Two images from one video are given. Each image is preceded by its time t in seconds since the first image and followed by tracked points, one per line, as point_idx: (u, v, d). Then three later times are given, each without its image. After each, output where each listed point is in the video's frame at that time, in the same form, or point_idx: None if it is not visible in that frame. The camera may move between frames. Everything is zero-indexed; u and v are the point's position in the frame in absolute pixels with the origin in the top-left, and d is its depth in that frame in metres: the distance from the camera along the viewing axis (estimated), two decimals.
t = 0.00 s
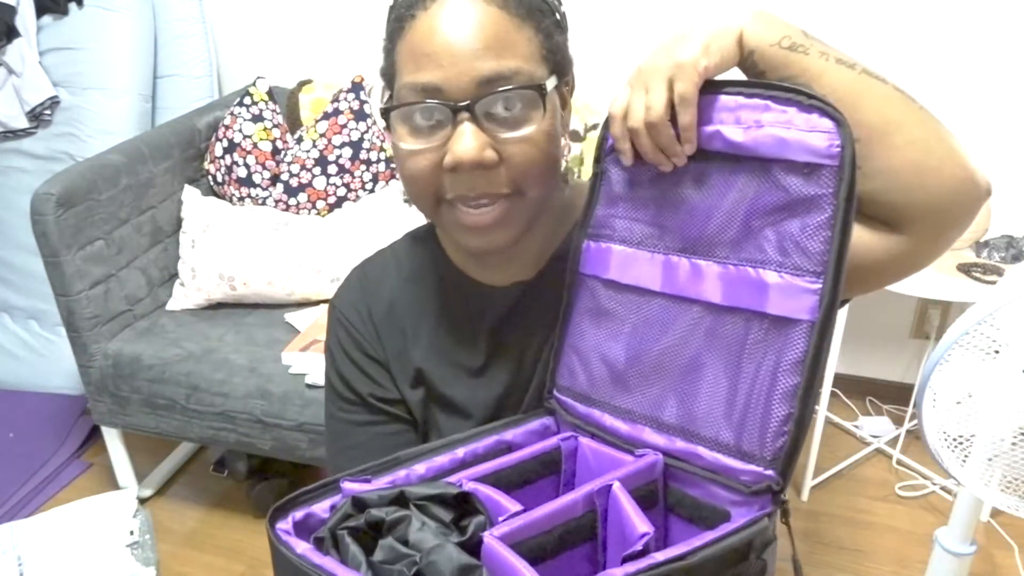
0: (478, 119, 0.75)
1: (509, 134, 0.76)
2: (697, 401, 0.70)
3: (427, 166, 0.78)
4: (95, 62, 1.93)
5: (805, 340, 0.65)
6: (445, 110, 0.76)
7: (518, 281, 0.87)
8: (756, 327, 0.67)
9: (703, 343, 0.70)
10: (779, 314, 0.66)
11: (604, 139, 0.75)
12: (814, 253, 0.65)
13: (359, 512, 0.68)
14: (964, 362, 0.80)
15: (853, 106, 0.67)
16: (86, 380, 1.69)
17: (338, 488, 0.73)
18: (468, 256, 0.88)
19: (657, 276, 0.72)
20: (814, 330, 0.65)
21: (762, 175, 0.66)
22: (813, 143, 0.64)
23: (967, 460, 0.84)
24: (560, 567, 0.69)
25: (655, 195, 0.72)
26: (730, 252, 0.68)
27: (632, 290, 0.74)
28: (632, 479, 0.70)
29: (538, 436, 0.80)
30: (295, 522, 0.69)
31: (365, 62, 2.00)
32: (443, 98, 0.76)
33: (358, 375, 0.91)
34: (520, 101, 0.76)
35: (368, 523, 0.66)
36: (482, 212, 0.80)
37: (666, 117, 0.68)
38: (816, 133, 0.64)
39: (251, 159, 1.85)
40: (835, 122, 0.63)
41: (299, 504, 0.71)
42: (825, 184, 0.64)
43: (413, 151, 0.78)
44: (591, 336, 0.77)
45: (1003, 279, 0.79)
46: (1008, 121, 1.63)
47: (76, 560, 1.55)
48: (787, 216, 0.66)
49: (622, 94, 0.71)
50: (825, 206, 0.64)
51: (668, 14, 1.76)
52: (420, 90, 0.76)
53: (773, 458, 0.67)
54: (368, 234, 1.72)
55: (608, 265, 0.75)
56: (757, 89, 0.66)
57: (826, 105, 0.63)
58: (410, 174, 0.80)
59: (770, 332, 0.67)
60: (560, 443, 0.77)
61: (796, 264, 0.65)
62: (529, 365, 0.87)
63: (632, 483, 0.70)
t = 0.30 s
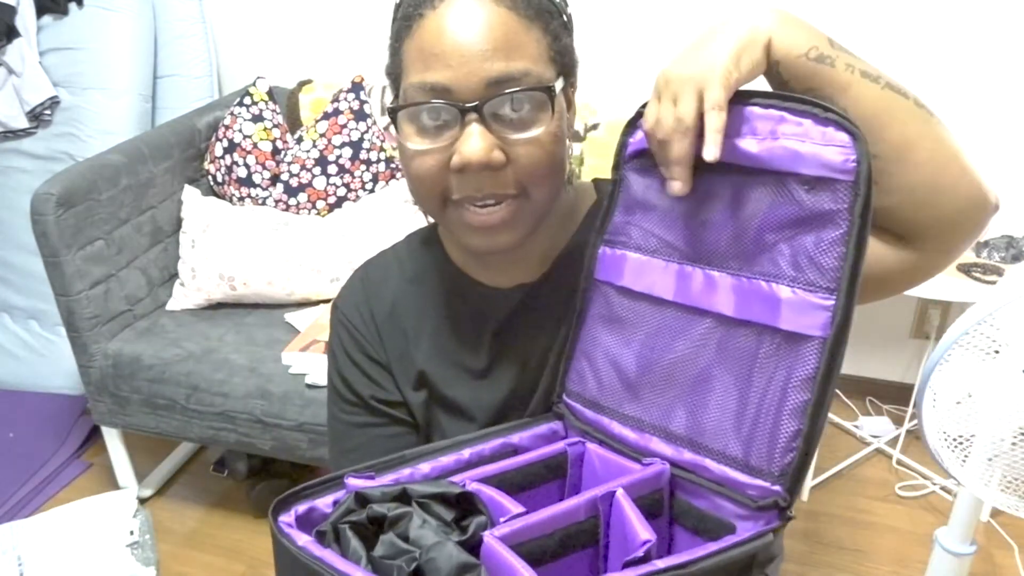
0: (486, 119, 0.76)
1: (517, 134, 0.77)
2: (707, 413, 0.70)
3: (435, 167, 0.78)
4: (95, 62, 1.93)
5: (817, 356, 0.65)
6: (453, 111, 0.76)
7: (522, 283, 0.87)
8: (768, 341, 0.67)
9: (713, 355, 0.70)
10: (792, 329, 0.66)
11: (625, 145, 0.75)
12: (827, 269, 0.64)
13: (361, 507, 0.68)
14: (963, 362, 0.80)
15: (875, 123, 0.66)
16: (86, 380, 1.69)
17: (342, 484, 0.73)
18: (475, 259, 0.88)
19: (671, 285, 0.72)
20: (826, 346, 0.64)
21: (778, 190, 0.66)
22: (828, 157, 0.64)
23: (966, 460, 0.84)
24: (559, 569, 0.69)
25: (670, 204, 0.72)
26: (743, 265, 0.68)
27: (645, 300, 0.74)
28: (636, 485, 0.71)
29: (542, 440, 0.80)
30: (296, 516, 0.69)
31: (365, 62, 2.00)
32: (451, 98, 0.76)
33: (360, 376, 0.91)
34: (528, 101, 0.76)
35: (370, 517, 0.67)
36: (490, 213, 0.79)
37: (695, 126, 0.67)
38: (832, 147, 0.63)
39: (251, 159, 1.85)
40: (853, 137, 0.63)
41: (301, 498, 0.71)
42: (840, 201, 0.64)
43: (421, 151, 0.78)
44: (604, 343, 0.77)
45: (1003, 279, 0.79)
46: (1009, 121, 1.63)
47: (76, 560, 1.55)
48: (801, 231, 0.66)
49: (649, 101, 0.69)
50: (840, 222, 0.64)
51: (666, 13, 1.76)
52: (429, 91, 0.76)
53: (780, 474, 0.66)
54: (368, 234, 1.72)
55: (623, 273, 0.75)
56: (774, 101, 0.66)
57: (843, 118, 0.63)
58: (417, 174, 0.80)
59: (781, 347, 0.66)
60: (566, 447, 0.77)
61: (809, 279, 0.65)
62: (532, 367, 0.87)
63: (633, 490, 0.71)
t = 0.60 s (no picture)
0: (495, 119, 0.75)
1: (525, 134, 0.76)
2: (704, 411, 0.70)
3: (442, 166, 0.78)
4: (95, 62, 1.93)
5: (815, 354, 0.65)
6: (462, 109, 0.76)
7: (522, 284, 0.88)
8: (766, 340, 0.67)
9: (711, 353, 0.70)
10: (790, 327, 0.66)
11: (625, 145, 0.75)
12: (827, 268, 0.64)
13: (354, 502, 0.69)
14: (964, 362, 0.80)
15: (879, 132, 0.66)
16: (86, 380, 1.69)
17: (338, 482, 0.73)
18: (474, 259, 0.89)
19: (671, 285, 0.72)
20: (824, 345, 0.64)
21: (780, 191, 0.66)
22: (831, 159, 0.64)
23: (966, 460, 0.84)
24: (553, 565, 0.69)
25: (672, 205, 0.73)
26: (743, 265, 0.68)
27: (645, 299, 0.74)
28: (632, 484, 0.71)
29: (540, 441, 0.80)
30: (291, 513, 0.69)
31: (366, 62, 2.00)
32: (460, 97, 0.76)
33: (361, 376, 0.91)
34: (536, 102, 0.76)
35: (362, 513, 0.67)
36: (497, 214, 0.79)
37: (703, 136, 0.67)
38: (836, 148, 0.63)
39: (251, 159, 1.85)
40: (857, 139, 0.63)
41: (298, 494, 0.71)
42: (841, 201, 0.64)
43: (429, 150, 0.78)
44: (603, 342, 0.77)
45: (1003, 280, 0.79)
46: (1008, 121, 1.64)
47: (76, 560, 1.55)
48: (802, 231, 0.66)
49: (654, 106, 0.70)
50: (841, 223, 0.64)
51: (666, 13, 1.76)
52: (437, 90, 0.76)
53: (776, 473, 0.66)
54: (368, 234, 1.72)
55: (623, 272, 0.75)
56: (777, 103, 0.66)
57: (847, 121, 0.63)
58: (424, 174, 0.80)
59: (780, 345, 0.66)
60: (564, 446, 0.77)
61: (810, 279, 0.65)
62: (532, 368, 0.87)
63: (628, 488, 0.71)
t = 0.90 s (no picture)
0: (511, 116, 0.75)
1: (539, 133, 0.76)
2: (694, 411, 0.70)
3: (455, 162, 0.78)
4: (95, 62, 1.93)
5: (798, 352, 0.65)
6: (481, 105, 0.75)
7: (522, 283, 0.88)
8: (752, 339, 0.67)
9: (699, 352, 0.69)
10: (775, 325, 0.65)
11: (614, 143, 0.75)
12: (810, 265, 0.64)
13: (342, 499, 0.69)
14: (964, 362, 0.80)
15: (894, 143, 0.66)
16: (86, 380, 1.69)
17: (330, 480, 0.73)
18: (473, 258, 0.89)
19: (658, 284, 0.72)
20: (808, 342, 0.64)
21: (761, 186, 0.66)
22: (808, 153, 0.64)
23: (966, 460, 0.84)
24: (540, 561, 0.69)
25: (656, 203, 0.72)
26: (728, 262, 0.68)
27: (635, 298, 0.74)
28: (620, 483, 0.71)
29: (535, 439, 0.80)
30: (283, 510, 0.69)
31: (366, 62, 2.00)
32: (480, 93, 0.75)
33: (361, 376, 0.91)
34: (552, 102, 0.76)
35: (349, 510, 0.67)
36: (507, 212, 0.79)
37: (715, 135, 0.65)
38: (813, 140, 0.63)
39: (251, 159, 1.85)
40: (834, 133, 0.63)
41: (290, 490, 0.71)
42: (820, 194, 0.64)
43: (444, 145, 0.77)
44: (594, 342, 0.77)
45: (1003, 280, 0.79)
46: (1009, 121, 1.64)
47: (77, 560, 1.55)
48: (784, 227, 0.66)
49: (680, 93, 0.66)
50: (822, 216, 0.64)
51: (666, 13, 1.76)
52: (455, 85, 0.76)
53: (764, 471, 0.66)
54: (367, 234, 1.72)
55: (612, 272, 0.75)
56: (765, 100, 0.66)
57: (824, 113, 0.63)
58: (435, 170, 0.79)
59: (765, 343, 0.66)
60: (558, 446, 0.77)
61: (794, 277, 0.65)
62: (531, 368, 0.87)
63: (616, 487, 0.71)
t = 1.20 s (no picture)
0: (560, 120, 0.75)
1: (582, 133, 0.77)
2: (693, 416, 0.70)
3: (511, 172, 0.76)
4: (95, 62, 1.93)
5: (798, 360, 0.64)
6: (536, 114, 0.75)
7: (520, 282, 0.88)
8: (754, 345, 0.67)
9: (698, 357, 0.69)
10: (777, 332, 0.65)
11: (625, 148, 0.76)
12: (813, 274, 0.64)
13: (332, 491, 0.69)
14: (964, 363, 0.79)
15: (911, 164, 0.65)
16: (86, 380, 1.69)
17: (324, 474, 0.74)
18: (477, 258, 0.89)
19: (664, 287, 0.72)
20: (809, 351, 0.64)
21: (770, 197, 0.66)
22: (821, 166, 0.63)
23: (966, 460, 0.84)
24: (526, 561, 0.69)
25: (668, 208, 0.72)
26: (734, 269, 0.68)
27: (639, 300, 0.74)
28: (612, 485, 0.71)
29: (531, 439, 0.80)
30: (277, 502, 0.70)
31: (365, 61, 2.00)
32: (531, 101, 0.74)
33: (360, 375, 0.92)
34: (587, 101, 0.77)
35: (337, 502, 0.68)
36: (556, 213, 0.79)
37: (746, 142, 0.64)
38: (826, 153, 0.63)
39: (251, 159, 1.85)
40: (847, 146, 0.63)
41: (286, 483, 0.72)
42: (830, 207, 0.64)
43: (496, 157, 0.76)
44: (597, 343, 0.77)
45: (1003, 280, 0.79)
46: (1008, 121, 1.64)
47: (77, 560, 1.55)
48: (791, 237, 0.66)
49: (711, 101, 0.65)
50: (830, 229, 0.64)
51: (666, 12, 1.77)
52: (499, 95, 0.74)
53: (756, 478, 0.66)
54: (367, 234, 1.71)
55: (619, 274, 0.75)
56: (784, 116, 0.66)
57: (837, 126, 0.63)
58: (483, 181, 0.78)
59: (766, 350, 0.66)
60: (552, 446, 0.77)
61: (798, 286, 0.65)
62: (529, 366, 0.87)
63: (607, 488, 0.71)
